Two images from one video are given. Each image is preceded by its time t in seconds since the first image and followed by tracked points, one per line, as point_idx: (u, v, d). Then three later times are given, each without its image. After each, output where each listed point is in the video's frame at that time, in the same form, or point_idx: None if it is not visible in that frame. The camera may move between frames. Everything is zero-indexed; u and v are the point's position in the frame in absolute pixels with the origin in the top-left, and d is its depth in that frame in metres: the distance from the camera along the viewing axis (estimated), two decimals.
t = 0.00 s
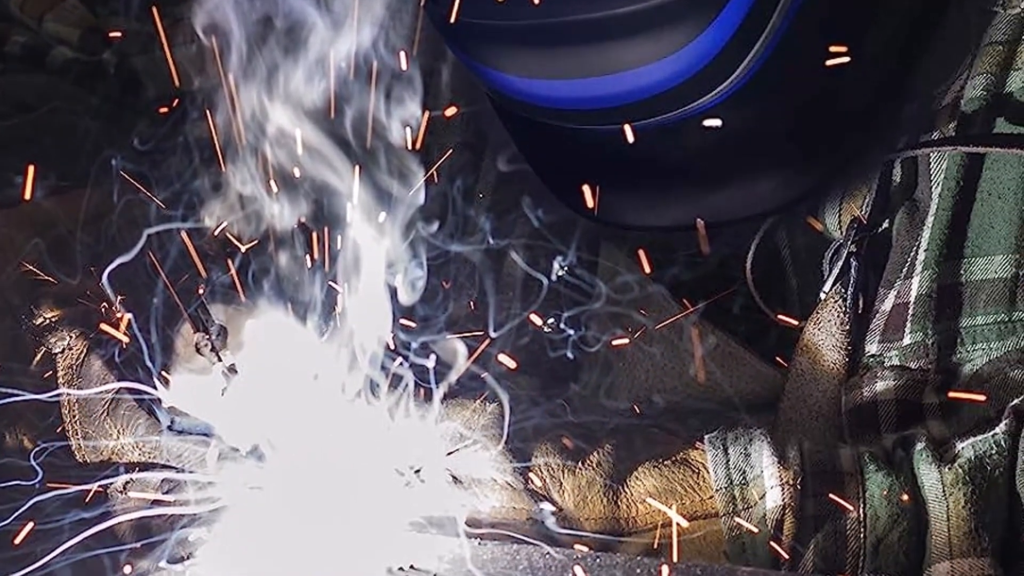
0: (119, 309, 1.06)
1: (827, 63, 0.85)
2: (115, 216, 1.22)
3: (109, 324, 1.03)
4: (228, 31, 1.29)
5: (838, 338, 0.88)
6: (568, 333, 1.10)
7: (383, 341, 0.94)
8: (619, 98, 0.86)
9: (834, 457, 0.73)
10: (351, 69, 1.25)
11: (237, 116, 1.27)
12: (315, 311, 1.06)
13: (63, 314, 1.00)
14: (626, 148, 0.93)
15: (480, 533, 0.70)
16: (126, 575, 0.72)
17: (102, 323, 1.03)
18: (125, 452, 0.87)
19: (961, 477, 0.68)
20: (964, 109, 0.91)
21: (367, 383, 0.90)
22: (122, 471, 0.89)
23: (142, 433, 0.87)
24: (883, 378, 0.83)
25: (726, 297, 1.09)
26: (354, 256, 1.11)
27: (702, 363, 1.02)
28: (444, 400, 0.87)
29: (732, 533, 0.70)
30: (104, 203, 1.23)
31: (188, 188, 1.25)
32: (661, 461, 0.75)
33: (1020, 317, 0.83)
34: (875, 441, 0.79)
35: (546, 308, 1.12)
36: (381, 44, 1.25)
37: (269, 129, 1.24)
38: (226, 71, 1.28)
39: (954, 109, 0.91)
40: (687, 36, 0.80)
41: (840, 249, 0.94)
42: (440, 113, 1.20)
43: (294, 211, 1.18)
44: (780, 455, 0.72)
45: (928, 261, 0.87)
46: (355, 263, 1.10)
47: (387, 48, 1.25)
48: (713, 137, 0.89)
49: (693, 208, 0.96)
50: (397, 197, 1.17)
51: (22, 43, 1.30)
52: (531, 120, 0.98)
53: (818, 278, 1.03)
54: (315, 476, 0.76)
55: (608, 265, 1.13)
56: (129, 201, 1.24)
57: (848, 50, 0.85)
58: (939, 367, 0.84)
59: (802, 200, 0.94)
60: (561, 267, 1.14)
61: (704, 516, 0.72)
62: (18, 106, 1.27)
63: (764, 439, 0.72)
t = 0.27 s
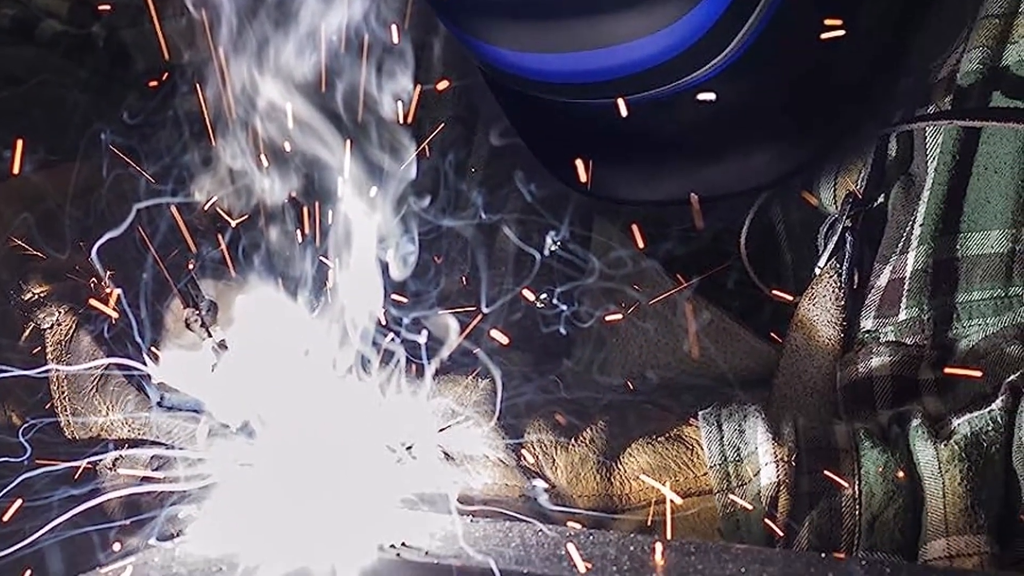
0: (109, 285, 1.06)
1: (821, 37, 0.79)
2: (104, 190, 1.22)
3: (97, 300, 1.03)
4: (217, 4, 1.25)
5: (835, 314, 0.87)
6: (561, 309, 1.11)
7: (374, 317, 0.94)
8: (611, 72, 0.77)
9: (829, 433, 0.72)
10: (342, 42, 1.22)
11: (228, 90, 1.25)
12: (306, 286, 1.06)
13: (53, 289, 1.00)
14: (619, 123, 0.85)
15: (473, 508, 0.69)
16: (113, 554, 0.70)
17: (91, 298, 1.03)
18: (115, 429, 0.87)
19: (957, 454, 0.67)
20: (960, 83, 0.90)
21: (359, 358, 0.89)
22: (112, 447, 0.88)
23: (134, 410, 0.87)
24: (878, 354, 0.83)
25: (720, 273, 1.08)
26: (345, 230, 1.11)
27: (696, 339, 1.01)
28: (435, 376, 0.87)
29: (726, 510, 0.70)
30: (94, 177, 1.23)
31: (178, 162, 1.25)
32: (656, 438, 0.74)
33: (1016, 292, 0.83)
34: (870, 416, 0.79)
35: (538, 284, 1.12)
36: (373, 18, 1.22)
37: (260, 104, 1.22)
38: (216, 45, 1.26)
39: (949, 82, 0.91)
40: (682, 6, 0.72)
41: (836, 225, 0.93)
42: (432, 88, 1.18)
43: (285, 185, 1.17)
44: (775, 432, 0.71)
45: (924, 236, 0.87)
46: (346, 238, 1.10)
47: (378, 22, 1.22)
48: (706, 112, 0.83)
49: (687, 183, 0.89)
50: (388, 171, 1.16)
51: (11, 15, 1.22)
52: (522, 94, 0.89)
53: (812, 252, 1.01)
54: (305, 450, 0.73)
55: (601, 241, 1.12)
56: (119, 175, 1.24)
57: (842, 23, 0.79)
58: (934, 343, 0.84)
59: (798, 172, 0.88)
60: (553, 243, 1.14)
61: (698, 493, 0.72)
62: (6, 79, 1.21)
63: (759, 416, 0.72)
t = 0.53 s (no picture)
0: (98, 262, 1.05)
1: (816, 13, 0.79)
2: (94, 166, 1.21)
3: (87, 277, 1.02)
4: None
5: (829, 292, 0.87)
6: (554, 286, 1.09)
7: (366, 294, 0.94)
8: (604, 48, 0.75)
9: (825, 411, 0.72)
10: (334, 18, 1.20)
11: (219, 66, 1.23)
12: (297, 264, 1.05)
13: (41, 267, 1.01)
14: (614, 99, 0.84)
15: (466, 489, 0.69)
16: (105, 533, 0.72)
17: (80, 276, 1.02)
18: (106, 407, 0.87)
19: (953, 432, 0.68)
20: (956, 59, 0.89)
21: (350, 336, 0.88)
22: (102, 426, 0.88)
23: (124, 388, 0.87)
24: (874, 331, 0.82)
25: (715, 250, 1.08)
26: (337, 208, 1.11)
27: (690, 317, 1.01)
28: (427, 354, 0.88)
29: (721, 489, 0.69)
30: (83, 154, 1.23)
31: (169, 138, 1.24)
32: (650, 416, 0.74)
33: (1013, 269, 0.83)
34: (865, 395, 0.78)
35: (532, 261, 1.11)
36: None
37: (251, 79, 1.21)
38: (206, 19, 1.24)
39: (945, 59, 0.90)
40: None
41: (831, 201, 0.91)
42: (424, 63, 1.15)
43: (276, 162, 1.16)
44: (769, 410, 0.71)
45: (920, 213, 0.87)
46: (338, 216, 1.10)
47: None
48: (700, 88, 0.82)
49: (681, 159, 0.88)
50: (380, 148, 1.14)
51: None
52: (514, 70, 0.87)
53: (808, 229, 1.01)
54: (296, 429, 0.71)
55: (595, 218, 1.11)
56: (109, 152, 1.23)
57: None
58: (930, 320, 0.83)
59: (791, 150, 0.87)
60: (547, 219, 1.13)
61: (692, 472, 0.71)
62: None
63: (754, 394, 0.72)
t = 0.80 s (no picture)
0: (90, 241, 1.03)
1: None
2: (85, 145, 1.22)
3: (78, 256, 1.01)
4: None
5: (827, 272, 0.86)
6: (548, 266, 1.09)
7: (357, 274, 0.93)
8: (598, 26, 0.75)
9: (821, 391, 0.72)
10: None
11: (211, 44, 1.23)
12: (288, 243, 1.04)
13: (33, 246, 1.01)
14: (607, 78, 0.82)
15: (459, 469, 0.69)
16: (98, 513, 0.73)
17: (72, 255, 1.01)
18: (95, 387, 0.88)
19: (949, 413, 0.67)
20: (952, 37, 0.88)
21: (342, 316, 0.88)
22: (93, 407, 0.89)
23: (113, 367, 0.87)
24: (870, 311, 0.82)
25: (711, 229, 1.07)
26: (329, 186, 1.07)
27: (685, 296, 1.01)
28: (419, 333, 0.87)
29: (716, 470, 0.70)
30: (74, 133, 1.24)
31: (160, 117, 1.23)
32: (644, 396, 0.74)
33: (1009, 249, 0.84)
34: (861, 375, 0.78)
35: (526, 240, 1.10)
36: None
37: (243, 58, 1.19)
38: None
39: (942, 37, 0.89)
40: None
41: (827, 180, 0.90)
42: (417, 41, 1.15)
43: (268, 141, 1.14)
44: (765, 390, 0.70)
45: (917, 192, 0.86)
46: (331, 195, 1.06)
47: None
48: (695, 67, 0.80)
49: (674, 139, 0.88)
50: (373, 126, 1.13)
51: None
52: (506, 48, 0.85)
53: (803, 209, 1.00)
54: (289, 408, 0.70)
55: (589, 196, 1.10)
56: (100, 130, 1.23)
57: None
58: (926, 301, 0.84)
59: (789, 128, 0.87)
60: (541, 198, 1.12)
61: (687, 452, 0.72)
62: None
63: (749, 373, 0.72)
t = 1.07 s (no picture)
0: (82, 223, 1.02)
1: None
2: (77, 125, 1.21)
3: (70, 238, 1.00)
4: None
5: (820, 252, 0.86)
6: (543, 247, 1.09)
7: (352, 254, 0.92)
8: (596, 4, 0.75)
9: (817, 372, 0.71)
10: None
11: (203, 24, 1.21)
12: (282, 224, 1.03)
13: (23, 228, 0.99)
14: (601, 58, 0.81)
15: (453, 452, 0.69)
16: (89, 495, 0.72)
17: (63, 237, 1.00)
18: (87, 369, 0.87)
19: (946, 395, 0.67)
20: (949, 17, 0.89)
21: (336, 297, 0.87)
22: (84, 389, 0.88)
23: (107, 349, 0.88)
24: (866, 293, 0.82)
25: (706, 210, 1.07)
26: (323, 166, 1.08)
27: (680, 278, 1.01)
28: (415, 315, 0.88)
29: (712, 452, 0.70)
30: (66, 112, 1.22)
31: (153, 98, 1.22)
32: (639, 379, 0.75)
33: (1007, 230, 0.83)
34: (858, 356, 0.78)
35: (520, 221, 1.10)
36: None
37: (235, 37, 1.18)
38: None
39: (938, 17, 0.89)
40: None
41: (823, 160, 0.89)
42: (411, 21, 1.13)
43: (261, 121, 1.14)
44: (761, 372, 0.71)
45: (913, 172, 0.86)
46: (324, 174, 1.06)
47: None
48: (691, 47, 0.79)
49: (670, 119, 0.86)
50: (367, 106, 1.12)
51: None
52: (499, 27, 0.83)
53: (799, 189, 1.00)
54: (280, 389, 0.69)
55: (584, 177, 1.10)
56: (92, 110, 1.23)
57: None
58: (924, 281, 0.84)
59: (784, 109, 0.85)
60: (535, 178, 1.11)
61: (682, 435, 0.72)
62: None
63: (745, 355, 0.72)
